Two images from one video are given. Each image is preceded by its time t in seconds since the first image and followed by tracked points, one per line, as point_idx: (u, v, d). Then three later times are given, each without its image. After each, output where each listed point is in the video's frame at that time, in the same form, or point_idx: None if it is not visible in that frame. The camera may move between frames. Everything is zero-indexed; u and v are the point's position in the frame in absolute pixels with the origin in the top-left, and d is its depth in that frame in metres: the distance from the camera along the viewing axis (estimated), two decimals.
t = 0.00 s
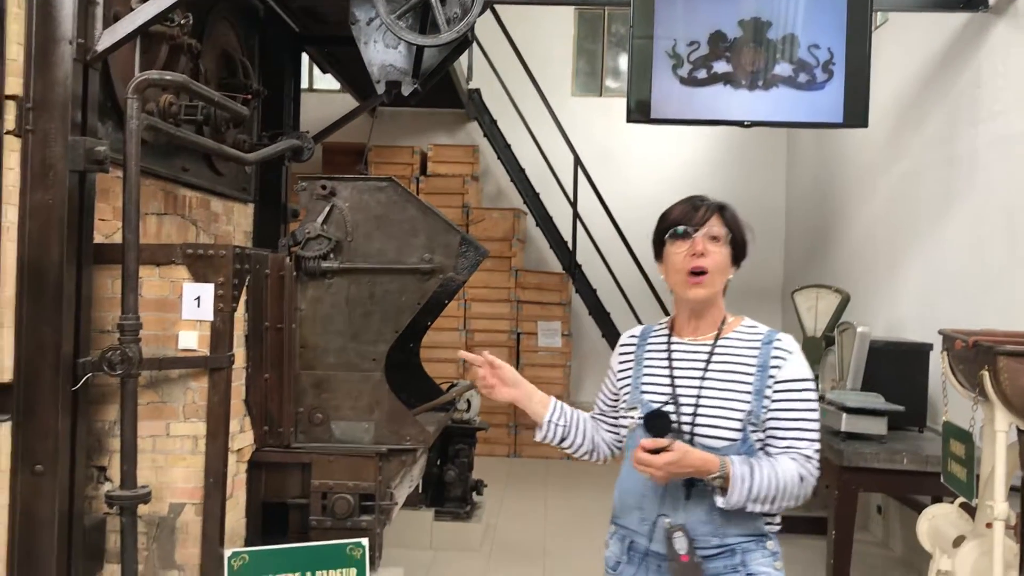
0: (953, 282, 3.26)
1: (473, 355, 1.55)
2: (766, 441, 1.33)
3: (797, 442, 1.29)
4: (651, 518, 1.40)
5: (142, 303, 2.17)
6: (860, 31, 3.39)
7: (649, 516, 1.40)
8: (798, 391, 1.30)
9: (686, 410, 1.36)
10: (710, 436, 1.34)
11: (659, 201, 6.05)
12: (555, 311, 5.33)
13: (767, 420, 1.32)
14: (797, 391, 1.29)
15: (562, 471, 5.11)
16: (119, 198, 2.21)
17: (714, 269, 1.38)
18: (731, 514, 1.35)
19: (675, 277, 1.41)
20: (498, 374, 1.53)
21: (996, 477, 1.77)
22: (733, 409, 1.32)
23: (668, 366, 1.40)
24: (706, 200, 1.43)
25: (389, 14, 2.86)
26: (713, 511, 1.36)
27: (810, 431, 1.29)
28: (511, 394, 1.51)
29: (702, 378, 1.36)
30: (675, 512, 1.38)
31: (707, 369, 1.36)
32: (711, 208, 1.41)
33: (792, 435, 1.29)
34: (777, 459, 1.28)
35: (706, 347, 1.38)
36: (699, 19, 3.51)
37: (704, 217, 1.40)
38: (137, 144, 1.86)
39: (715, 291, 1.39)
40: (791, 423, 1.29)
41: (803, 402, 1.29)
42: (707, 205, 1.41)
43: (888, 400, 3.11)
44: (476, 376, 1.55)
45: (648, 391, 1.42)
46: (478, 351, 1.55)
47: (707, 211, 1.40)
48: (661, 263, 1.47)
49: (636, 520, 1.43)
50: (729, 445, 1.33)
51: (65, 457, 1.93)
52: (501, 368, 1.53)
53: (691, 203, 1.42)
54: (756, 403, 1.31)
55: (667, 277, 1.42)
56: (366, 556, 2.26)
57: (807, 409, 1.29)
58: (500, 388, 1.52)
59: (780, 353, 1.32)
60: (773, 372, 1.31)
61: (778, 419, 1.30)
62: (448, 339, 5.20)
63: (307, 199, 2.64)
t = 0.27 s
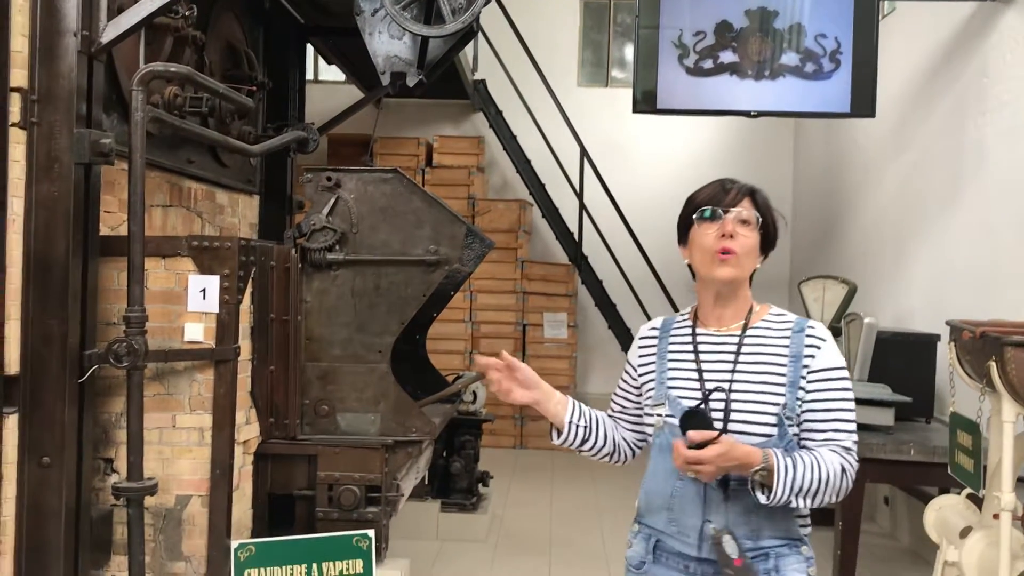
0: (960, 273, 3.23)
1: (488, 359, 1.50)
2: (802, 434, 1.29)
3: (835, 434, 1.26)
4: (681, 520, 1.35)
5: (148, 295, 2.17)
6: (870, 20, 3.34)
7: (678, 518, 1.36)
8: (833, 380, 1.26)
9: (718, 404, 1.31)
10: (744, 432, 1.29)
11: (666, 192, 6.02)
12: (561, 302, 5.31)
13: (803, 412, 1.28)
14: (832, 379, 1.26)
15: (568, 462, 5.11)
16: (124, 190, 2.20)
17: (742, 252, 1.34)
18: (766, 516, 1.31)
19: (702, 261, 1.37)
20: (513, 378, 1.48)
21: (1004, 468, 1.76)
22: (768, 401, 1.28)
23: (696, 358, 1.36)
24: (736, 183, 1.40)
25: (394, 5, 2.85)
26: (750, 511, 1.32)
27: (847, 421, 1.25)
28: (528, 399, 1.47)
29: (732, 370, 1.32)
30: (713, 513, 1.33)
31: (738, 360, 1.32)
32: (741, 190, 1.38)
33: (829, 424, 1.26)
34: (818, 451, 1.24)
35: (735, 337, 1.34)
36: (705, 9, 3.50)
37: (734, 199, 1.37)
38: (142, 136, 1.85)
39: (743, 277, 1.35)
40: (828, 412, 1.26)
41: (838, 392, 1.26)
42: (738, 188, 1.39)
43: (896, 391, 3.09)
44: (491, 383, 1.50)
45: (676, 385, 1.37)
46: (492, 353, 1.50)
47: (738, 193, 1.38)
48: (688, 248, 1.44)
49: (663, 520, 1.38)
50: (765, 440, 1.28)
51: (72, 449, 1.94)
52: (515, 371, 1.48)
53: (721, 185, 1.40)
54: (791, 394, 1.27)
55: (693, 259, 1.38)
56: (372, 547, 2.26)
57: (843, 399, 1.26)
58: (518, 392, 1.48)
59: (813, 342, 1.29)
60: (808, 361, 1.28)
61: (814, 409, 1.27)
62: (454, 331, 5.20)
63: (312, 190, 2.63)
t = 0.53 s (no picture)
0: (960, 265, 3.23)
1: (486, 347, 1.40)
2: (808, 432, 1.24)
3: (843, 433, 1.20)
4: (684, 526, 1.29)
5: (147, 289, 2.17)
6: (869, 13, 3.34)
7: (681, 524, 1.29)
8: (841, 377, 1.21)
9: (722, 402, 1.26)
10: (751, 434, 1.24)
11: (665, 185, 6.01)
12: (561, 296, 5.32)
13: (810, 409, 1.22)
14: (840, 376, 1.21)
15: (567, 455, 5.12)
16: (123, 183, 2.20)
17: (747, 242, 1.28)
18: (773, 520, 1.26)
19: (704, 249, 1.30)
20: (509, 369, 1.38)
21: (1001, 460, 1.76)
22: (775, 401, 1.22)
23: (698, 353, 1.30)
24: (742, 170, 1.34)
25: None
26: (758, 515, 1.26)
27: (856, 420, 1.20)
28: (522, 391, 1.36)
29: (737, 366, 1.26)
30: (721, 519, 1.26)
31: (742, 356, 1.26)
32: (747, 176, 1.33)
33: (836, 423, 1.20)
34: (824, 449, 1.19)
35: (740, 330, 1.28)
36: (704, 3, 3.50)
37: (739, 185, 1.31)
38: (140, 129, 1.84)
39: (747, 267, 1.29)
40: (835, 411, 1.21)
41: (847, 389, 1.21)
42: (743, 174, 1.33)
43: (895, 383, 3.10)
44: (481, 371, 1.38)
45: (676, 383, 1.31)
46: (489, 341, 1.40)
47: (744, 179, 1.32)
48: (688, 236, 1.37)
49: (665, 526, 1.31)
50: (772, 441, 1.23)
51: (72, 443, 1.95)
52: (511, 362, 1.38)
53: (725, 170, 1.34)
54: (798, 393, 1.22)
55: (696, 247, 1.32)
56: (372, 540, 2.27)
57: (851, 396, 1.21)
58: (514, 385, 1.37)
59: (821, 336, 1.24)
60: (816, 356, 1.22)
61: (821, 408, 1.21)
62: (454, 324, 5.20)
63: (311, 184, 2.63)
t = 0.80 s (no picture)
0: (958, 262, 3.23)
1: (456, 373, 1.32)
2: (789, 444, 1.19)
3: (824, 444, 1.16)
4: (662, 544, 1.21)
5: (145, 287, 2.17)
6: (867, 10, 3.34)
7: (659, 542, 1.21)
8: (825, 384, 1.17)
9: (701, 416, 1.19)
10: (732, 446, 1.17)
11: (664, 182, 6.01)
12: (558, 293, 5.35)
13: (792, 420, 1.17)
14: (823, 383, 1.16)
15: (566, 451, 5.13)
16: (121, 181, 2.19)
17: (728, 251, 1.22)
18: (757, 535, 1.19)
19: (683, 256, 1.24)
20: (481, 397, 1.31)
21: (999, 456, 1.77)
22: (757, 410, 1.17)
23: (675, 364, 1.24)
24: (730, 170, 1.27)
25: None
26: (738, 532, 1.19)
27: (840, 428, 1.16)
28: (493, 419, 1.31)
29: (716, 376, 1.20)
30: (696, 534, 1.19)
31: (722, 365, 1.20)
32: (734, 178, 1.25)
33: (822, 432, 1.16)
34: (806, 464, 1.14)
35: (720, 337, 1.23)
36: None
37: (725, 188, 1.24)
38: (138, 127, 1.84)
39: (727, 275, 1.23)
40: (820, 419, 1.16)
41: (831, 397, 1.16)
42: (731, 176, 1.26)
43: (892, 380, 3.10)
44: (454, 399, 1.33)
45: (651, 394, 1.25)
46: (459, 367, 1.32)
47: (730, 183, 1.25)
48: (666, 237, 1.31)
49: (642, 545, 1.23)
50: (755, 453, 1.17)
51: (70, 441, 1.95)
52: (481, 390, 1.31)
53: (713, 169, 1.26)
54: (780, 402, 1.16)
55: (675, 253, 1.25)
56: (370, 538, 2.27)
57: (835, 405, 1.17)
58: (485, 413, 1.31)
59: (804, 343, 1.19)
60: (797, 363, 1.17)
61: (806, 418, 1.16)
62: (452, 322, 5.20)
63: (309, 181, 2.63)
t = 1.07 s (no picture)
0: (957, 258, 3.23)
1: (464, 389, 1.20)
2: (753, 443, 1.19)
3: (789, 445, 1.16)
4: (615, 554, 1.18)
5: (143, 285, 2.17)
6: (865, 8, 3.34)
7: (612, 553, 1.19)
8: (786, 383, 1.17)
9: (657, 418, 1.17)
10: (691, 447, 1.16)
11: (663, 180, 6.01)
12: (557, 291, 5.36)
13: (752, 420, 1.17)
14: (782, 382, 1.17)
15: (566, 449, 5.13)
16: (119, 179, 2.19)
17: (689, 242, 1.21)
18: (713, 546, 1.17)
19: (644, 243, 1.23)
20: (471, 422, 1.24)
21: (997, 454, 1.77)
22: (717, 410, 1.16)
23: (631, 362, 1.22)
24: (694, 159, 1.26)
25: None
26: (693, 540, 1.17)
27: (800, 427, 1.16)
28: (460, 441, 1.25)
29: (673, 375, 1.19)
30: (649, 544, 1.17)
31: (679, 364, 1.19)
32: (698, 168, 1.25)
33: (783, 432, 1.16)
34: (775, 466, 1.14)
35: (677, 334, 1.21)
36: None
37: (688, 177, 1.23)
38: (136, 125, 1.84)
39: (686, 267, 1.22)
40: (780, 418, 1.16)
41: (794, 397, 1.16)
42: (695, 166, 1.25)
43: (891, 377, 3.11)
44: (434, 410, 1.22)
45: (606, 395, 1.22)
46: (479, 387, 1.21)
47: (694, 172, 1.24)
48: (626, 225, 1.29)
49: (595, 557, 1.20)
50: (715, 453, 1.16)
51: (68, 439, 1.95)
52: (475, 415, 1.23)
53: (677, 157, 1.26)
54: (741, 400, 1.16)
55: (634, 243, 1.24)
56: (369, 535, 2.28)
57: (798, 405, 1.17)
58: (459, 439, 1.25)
59: (766, 341, 1.19)
60: (761, 362, 1.17)
61: (768, 418, 1.17)
62: (452, 319, 5.20)
63: (307, 179, 2.63)
